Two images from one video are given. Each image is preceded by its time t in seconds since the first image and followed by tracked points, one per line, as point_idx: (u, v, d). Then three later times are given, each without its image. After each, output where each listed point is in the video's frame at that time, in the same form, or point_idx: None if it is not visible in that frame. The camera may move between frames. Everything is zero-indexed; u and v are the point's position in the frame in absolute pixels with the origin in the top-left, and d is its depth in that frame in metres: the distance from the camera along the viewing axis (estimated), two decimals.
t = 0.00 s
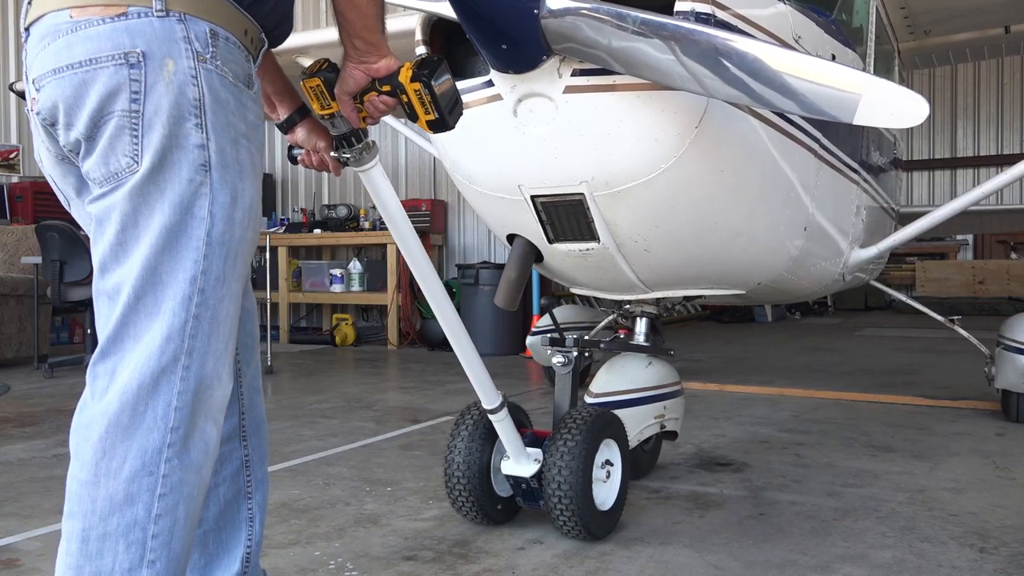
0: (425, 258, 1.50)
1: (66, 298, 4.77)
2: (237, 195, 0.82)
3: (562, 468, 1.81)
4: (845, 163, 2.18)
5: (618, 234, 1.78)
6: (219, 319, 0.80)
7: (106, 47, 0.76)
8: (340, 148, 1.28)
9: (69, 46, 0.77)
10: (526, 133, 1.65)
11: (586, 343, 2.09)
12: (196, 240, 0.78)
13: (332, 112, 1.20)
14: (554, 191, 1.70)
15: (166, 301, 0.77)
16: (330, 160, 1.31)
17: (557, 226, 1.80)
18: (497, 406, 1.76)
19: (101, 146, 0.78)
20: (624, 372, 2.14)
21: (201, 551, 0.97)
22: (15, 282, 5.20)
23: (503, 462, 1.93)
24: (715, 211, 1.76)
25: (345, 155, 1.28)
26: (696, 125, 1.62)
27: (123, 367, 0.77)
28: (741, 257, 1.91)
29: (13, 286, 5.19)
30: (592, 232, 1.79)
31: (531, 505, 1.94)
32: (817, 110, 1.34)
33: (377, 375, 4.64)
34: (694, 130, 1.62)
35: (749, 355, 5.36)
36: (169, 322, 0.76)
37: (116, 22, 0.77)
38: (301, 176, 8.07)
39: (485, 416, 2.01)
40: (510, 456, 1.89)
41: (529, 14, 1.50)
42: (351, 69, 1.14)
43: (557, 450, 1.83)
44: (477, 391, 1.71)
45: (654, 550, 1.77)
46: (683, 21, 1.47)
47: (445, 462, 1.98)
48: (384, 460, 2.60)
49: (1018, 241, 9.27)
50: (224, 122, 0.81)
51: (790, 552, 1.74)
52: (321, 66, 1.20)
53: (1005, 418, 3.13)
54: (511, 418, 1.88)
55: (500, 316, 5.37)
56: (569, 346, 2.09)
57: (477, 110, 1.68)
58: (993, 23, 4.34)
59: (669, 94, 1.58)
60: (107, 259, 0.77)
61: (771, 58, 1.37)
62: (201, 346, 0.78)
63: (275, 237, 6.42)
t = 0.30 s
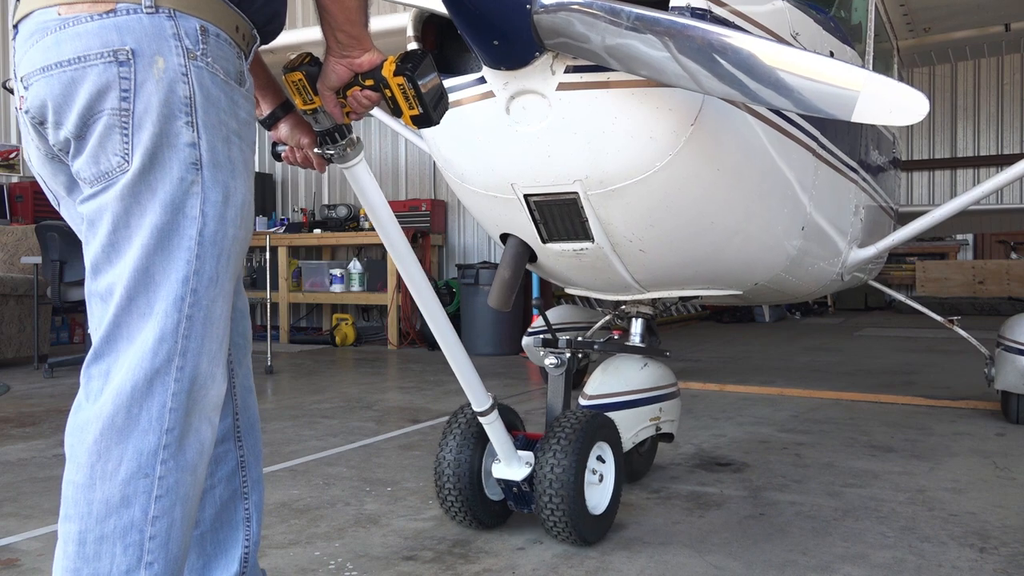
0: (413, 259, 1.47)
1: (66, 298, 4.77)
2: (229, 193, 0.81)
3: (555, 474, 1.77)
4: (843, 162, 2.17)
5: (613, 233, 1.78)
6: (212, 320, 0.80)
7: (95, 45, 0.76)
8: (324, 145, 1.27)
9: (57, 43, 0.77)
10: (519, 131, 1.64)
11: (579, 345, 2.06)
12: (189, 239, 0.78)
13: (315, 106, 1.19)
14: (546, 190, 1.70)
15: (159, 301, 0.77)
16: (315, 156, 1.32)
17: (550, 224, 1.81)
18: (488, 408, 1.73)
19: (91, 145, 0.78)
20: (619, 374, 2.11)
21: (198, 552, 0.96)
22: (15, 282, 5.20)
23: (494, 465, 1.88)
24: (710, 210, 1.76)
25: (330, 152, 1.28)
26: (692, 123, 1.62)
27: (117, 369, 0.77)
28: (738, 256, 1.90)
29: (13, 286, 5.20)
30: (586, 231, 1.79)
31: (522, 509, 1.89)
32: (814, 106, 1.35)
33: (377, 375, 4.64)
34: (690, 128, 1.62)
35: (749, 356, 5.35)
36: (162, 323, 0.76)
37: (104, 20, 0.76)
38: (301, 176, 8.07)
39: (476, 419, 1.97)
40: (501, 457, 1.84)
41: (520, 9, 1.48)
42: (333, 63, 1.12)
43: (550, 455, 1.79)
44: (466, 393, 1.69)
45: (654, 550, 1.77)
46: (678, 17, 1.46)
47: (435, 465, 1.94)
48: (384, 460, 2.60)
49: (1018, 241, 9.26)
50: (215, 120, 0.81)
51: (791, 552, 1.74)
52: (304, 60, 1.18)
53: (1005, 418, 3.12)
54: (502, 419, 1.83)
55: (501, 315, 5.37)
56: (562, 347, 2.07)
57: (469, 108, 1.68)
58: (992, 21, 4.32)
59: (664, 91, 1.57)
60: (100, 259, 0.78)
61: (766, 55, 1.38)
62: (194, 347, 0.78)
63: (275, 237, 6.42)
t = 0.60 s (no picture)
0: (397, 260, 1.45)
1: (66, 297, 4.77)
2: (205, 189, 0.82)
3: (543, 478, 1.73)
4: (840, 161, 2.17)
5: (605, 232, 1.78)
6: (190, 321, 0.81)
7: (65, 36, 0.77)
8: (301, 141, 1.25)
9: (26, 34, 0.78)
10: (508, 128, 1.63)
11: (570, 347, 2.04)
12: (163, 237, 0.79)
13: (291, 102, 1.17)
14: (536, 187, 1.69)
15: (137, 303, 0.78)
16: (292, 154, 1.31)
17: (540, 223, 1.79)
18: (474, 412, 1.67)
19: (62, 141, 0.78)
20: (611, 377, 2.10)
21: (194, 552, 0.97)
22: (15, 282, 5.20)
23: (483, 469, 1.84)
24: (703, 210, 1.75)
25: (307, 148, 1.25)
26: (685, 119, 1.61)
27: (97, 374, 0.78)
28: (732, 256, 1.90)
29: (13, 286, 5.20)
30: (578, 231, 1.78)
31: (511, 515, 1.86)
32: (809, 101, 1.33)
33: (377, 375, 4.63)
34: (683, 124, 1.61)
35: (749, 355, 5.35)
36: (140, 326, 0.78)
37: (74, 10, 0.77)
38: (301, 176, 8.07)
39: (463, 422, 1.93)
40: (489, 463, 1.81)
41: (508, 3, 1.47)
42: (308, 56, 1.11)
43: (538, 458, 1.76)
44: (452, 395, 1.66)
45: (654, 550, 1.77)
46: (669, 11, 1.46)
47: (422, 469, 1.90)
48: (384, 460, 2.60)
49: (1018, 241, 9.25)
50: (190, 114, 0.82)
51: (790, 552, 1.74)
52: (279, 53, 1.16)
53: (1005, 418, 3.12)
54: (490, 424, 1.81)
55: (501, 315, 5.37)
56: (553, 350, 2.06)
57: (457, 105, 1.66)
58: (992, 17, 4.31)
59: (657, 86, 1.56)
60: (78, 263, 0.79)
61: (760, 49, 1.35)
62: (173, 349, 0.80)
63: (275, 238, 6.41)
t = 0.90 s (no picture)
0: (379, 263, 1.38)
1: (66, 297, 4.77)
2: (173, 186, 0.80)
3: (531, 488, 1.68)
4: (837, 159, 2.12)
5: (594, 231, 1.72)
6: (165, 322, 0.79)
7: (22, 28, 0.76)
8: (275, 136, 1.19)
9: None
10: (495, 125, 1.56)
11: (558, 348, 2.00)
12: (132, 236, 0.76)
13: (264, 95, 1.14)
14: (525, 186, 1.62)
15: (109, 307, 0.75)
16: (268, 150, 1.25)
17: (528, 222, 1.74)
18: (459, 417, 1.62)
19: (23, 138, 0.77)
20: (603, 379, 2.03)
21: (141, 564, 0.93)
22: (15, 282, 5.20)
23: (469, 474, 1.79)
24: (696, 209, 1.70)
25: (282, 144, 1.19)
26: (675, 115, 1.54)
27: (71, 381, 0.75)
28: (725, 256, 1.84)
29: (13, 286, 5.21)
30: (567, 230, 1.73)
31: (499, 520, 1.81)
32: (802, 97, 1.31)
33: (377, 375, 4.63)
34: (673, 121, 1.54)
35: (749, 356, 5.36)
36: (114, 329, 0.75)
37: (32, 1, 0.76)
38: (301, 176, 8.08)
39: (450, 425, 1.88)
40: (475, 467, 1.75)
41: None
42: (281, 47, 1.09)
43: (524, 466, 1.71)
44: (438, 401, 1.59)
45: (654, 550, 1.77)
46: None
47: (408, 473, 1.85)
48: (383, 460, 2.59)
49: (1017, 241, 9.25)
50: (156, 109, 0.80)
51: (790, 552, 1.74)
52: (252, 45, 1.14)
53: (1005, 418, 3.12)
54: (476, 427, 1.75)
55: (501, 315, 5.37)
56: (541, 351, 2.02)
57: (445, 101, 1.58)
58: (990, 15, 4.30)
59: (647, 82, 1.49)
60: (47, 268, 0.76)
61: (757, 45, 1.32)
62: (150, 351, 0.77)
63: (275, 237, 6.42)
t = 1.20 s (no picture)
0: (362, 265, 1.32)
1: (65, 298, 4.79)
2: (140, 187, 0.81)
3: (516, 496, 1.63)
4: (835, 158, 2.08)
5: (585, 231, 1.66)
6: (136, 324, 0.81)
7: None
8: (248, 131, 1.14)
9: None
10: (482, 122, 1.49)
11: (547, 351, 1.95)
12: (101, 239, 0.78)
13: (235, 89, 1.09)
14: (514, 184, 1.56)
15: (81, 310, 0.77)
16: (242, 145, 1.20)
17: (517, 221, 1.67)
18: (445, 421, 1.59)
19: None
20: (595, 382, 2.01)
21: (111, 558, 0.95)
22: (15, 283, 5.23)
23: (454, 480, 1.74)
24: (689, 209, 1.65)
25: (255, 139, 1.15)
26: (666, 112, 1.49)
27: (46, 388, 0.76)
28: (719, 257, 1.79)
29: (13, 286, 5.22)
30: (557, 229, 1.67)
31: (486, 527, 1.76)
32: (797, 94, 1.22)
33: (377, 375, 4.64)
34: (664, 117, 1.49)
35: (749, 356, 5.36)
36: (88, 335, 0.77)
37: None
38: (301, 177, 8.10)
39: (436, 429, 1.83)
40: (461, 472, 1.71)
41: None
42: (250, 39, 1.04)
43: (509, 473, 1.66)
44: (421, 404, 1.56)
45: (654, 550, 1.77)
46: None
47: (392, 479, 1.80)
48: (383, 461, 2.59)
49: (1018, 241, 9.25)
50: (120, 107, 0.80)
51: (790, 552, 1.74)
52: (222, 36, 1.07)
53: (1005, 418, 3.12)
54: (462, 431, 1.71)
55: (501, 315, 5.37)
56: (530, 353, 1.97)
57: (431, 96, 1.51)
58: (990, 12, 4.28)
59: (637, 77, 1.44)
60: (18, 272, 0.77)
61: (748, 39, 1.23)
62: (124, 352, 0.80)
63: (276, 238, 6.42)
